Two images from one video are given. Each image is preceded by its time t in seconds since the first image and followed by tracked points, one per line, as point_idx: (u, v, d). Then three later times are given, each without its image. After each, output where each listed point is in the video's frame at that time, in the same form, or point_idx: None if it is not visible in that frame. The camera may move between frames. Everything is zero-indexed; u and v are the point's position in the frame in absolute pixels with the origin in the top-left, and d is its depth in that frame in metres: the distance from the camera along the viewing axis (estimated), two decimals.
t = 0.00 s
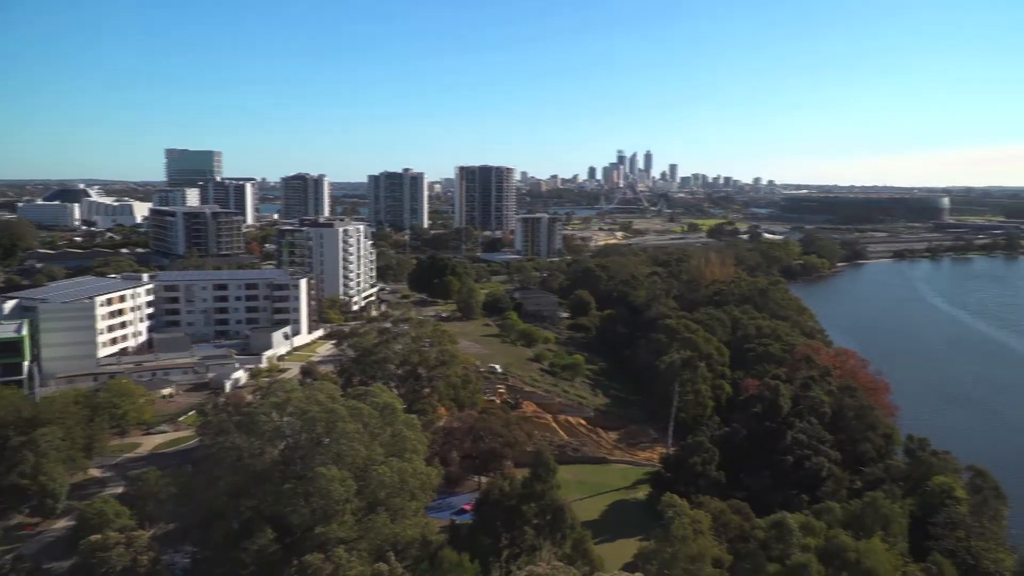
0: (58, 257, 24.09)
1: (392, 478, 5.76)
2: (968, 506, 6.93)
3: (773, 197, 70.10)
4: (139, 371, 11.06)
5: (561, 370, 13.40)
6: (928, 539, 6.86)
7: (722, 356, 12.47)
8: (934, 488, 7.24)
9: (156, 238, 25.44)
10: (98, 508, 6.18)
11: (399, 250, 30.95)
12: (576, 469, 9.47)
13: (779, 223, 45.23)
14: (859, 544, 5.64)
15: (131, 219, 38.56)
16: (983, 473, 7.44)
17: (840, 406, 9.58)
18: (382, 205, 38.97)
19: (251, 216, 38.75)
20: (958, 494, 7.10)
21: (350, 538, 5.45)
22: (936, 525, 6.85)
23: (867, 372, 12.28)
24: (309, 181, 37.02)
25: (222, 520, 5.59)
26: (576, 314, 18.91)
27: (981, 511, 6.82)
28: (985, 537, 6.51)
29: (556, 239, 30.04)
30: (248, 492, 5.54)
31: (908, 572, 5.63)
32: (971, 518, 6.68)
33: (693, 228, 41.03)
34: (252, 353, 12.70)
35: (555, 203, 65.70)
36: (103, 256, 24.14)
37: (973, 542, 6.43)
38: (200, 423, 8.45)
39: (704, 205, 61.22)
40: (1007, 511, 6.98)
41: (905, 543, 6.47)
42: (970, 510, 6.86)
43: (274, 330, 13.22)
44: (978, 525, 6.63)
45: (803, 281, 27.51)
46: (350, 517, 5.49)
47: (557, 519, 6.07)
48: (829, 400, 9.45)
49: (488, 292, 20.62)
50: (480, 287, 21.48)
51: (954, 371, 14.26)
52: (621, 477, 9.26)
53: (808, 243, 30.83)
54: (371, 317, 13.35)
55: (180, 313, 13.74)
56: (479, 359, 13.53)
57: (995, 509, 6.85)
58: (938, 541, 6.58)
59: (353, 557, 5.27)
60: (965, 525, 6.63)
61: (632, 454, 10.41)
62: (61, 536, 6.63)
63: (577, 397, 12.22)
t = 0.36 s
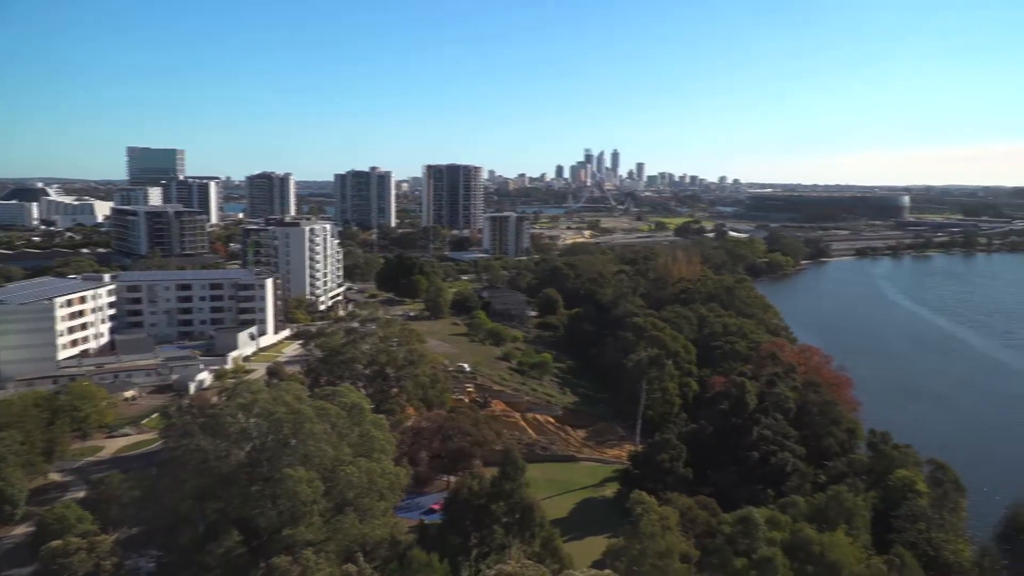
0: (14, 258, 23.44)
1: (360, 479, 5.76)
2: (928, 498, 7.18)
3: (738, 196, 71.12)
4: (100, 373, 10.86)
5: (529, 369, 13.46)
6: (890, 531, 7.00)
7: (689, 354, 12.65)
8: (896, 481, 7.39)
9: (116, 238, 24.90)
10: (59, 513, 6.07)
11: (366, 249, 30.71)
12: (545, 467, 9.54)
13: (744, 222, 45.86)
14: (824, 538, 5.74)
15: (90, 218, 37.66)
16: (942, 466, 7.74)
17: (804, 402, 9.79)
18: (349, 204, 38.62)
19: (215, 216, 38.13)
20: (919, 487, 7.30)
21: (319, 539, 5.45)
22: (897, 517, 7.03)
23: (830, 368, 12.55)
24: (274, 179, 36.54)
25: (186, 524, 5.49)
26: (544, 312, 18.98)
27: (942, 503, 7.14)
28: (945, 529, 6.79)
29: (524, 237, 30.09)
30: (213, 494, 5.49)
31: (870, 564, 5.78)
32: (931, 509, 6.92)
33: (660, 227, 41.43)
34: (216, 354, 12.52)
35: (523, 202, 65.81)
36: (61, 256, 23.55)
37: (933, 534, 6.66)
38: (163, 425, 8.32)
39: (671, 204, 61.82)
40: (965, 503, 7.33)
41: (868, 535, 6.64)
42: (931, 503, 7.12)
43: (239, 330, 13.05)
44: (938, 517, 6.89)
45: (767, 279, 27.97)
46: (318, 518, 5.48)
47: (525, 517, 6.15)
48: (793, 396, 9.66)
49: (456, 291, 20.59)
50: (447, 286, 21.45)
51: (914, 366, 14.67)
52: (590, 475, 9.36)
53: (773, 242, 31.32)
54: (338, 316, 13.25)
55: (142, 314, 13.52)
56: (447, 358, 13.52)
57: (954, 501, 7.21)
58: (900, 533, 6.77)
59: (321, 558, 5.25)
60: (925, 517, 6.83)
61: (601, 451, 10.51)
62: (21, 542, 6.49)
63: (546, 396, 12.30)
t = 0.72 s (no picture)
0: None
1: (326, 480, 5.75)
2: (888, 492, 7.36)
3: (702, 195, 72.19)
4: (57, 376, 10.62)
5: (496, 368, 13.52)
6: (852, 524, 7.20)
7: (655, 351, 12.81)
8: (857, 474, 7.55)
9: (74, 238, 24.32)
10: (15, 521, 5.92)
11: (331, 249, 30.45)
12: (512, 466, 9.58)
13: (708, 221, 46.53)
14: (788, 532, 5.86)
15: (45, 218, 36.70)
16: (901, 459, 7.87)
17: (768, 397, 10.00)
18: (313, 203, 38.23)
19: (176, 216, 37.45)
20: (879, 480, 7.50)
21: (284, 542, 5.41)
22: (859, 511, 7.22)
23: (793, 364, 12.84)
24: (237, 178, 36.01)
25: (147, 529, 5.36)
26: (511, 311, 19.05)
27: (901, 497, 7.32)
28: (904, 522, 7.04)
29: (490, 236, 30.12)
30: (176, 499, 5.41)
31: (832, 557, 5.94)
32: (891, 503, 7.16)
33: (625, 225, 41.84)
34: (178, 355, 12.32)
35: (489, 201, 65.85)
36: (15, 257, 22.92)
37: (892, 527, 6.90)
38: (124, 428, 8.18)
39: (636, 203, 62.43)
40: (923, 496, 7.50)
41: (830, 529, 6.81)
42: (890, 496, 7.31)
43: (202, 331, 12.85)
44: (898, 511, 7.11)
45: (730, 277, 28.44)
46: (283, 521, 5.44)
47: (493, 516, 6.18)
48: (756, 392, 9.85)
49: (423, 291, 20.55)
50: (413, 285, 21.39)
51: (872, 362, 15.05)
52: (557, 473, 9.44)
53: (736, 240, 31.84)
54: (303, 317, 13.13)
55: (101, 315, 13.25)
56: (414, 358, 13.49)
57: (912, 494, 7.40)
58: (862, 525, 7.00)
59: (287, 562, 5.22)
60: (885, 510, 7.06)
61: (568, 449, 10.60)
62: None
63: (512, 394, 12.36)
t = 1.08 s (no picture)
0: None
1: (291, 482, 5.75)
2: (848, 486, 7.59)
3: (666, 194, 73.03)
4: (13, 380, 10.39)
5: (462, 367, 13.55)
6: (814, 517, 7.45)
7: (620, 349, 12.96)
8: (819, 468, 7.80)
9: (28, 238, 23.68)
10: None
11: (295, 248, 30.10)
12: (479, 465, 9.62)
13: (672, 219, 47.09)
14: (751, 528, 5.97)
15: None
16: (861, 453, 8.07)
17: (732, 393, 10.19)
18: (276, 203, 37.75)
19: (135, 215, 36.65)
20: (840, 474, 7.72)
21: (248, 545, 5.36)
22: (820, 505, 7.47)
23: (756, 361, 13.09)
24: (198, 177, 35.37)
25: (108, 535, 5.29)
26: (476, 310, 19.08)
27: (861, 490, 7.54)
28: (864, 515, 7.20)
29: (456, 235, 30.08)
30: (137, 502, 5.31)
31: (794, 550, 6.11)
32: (852, 496, 7.35)
33: (590, 224, 42.15)
34: (138, 358, 12.09)
35: (455, 200, 65.70)
36: None
37: (853, 519, 7.07)
38: (82, 432, 8.01)
39: (601, 202, 62.88)
40: (882, 489, 7.72)
41: (793, 523, 6.96)
42: (851, 490, 7.53)
43: (162, 332, 12.63)
44: (858, 504, 7.30)
45: (694, 275, 28.85)
46: (247, 524, 5.41)
47: (460, 516, 6.21)
48: (720, 389, 10.05)
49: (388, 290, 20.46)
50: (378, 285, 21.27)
51: (833, 358, 15.41)
52: (523, 471, 9.50)
53: (699, 239, 32.29)
54: (267, 317, 12.98)
55: (58, 317, 12.96)
56: (379, 358, 13.44)
57: (873, 487, 7.63)
58: (824, 518, 7.24)
59: (252, 565, 5.19)
60: (846, 504, 7.26)
61: (534, 448, 10.66)
62: None
63: (479, 394, 12.39)
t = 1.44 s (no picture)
0: None
1: (256, 484, 5.78)
2: (811, 481, 7.83)
3: (632, 193, 73.66)
4: None
5: (429, 367, 13.55)
6: (777, 512, 7.70)
7: (586, 347, 13.09)
8: (782, 464, 8.00)
9: None
10: None
11: (258, 248, 29.72)
12: (446, 465, 9.65)
13: (638, 218, 47.54)
14: (716, 523, 6.08)
15: None
16: (823, 448, 8.37)
17: (697, 390, 10.37)
18: (239, 202, 37.22)
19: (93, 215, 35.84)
20: (803, 469, 7.93)
21: (212, 549, 5.31)
22: (782, 500, 7.67)
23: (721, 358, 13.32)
24: (158, 176, 34.71)
25: (68, 541, 5.22)
26: (443, 310, 19.07)
27: (823, 485, 7.84)
28: (826, 509, 7.31)
29: (422, 235, 29.99)
30: (97, 508, 5.24)
31: (758, 545, 6.25)
32: (814, 490, 7.52)
33: (557, 223, 42.38)
34: (97, 360, 11.87)
35: (421, 199, 65.47)
36: None
37: (816, 513, 7.12)
38: (39, 437, 7.85)
39: (567, 201, 63.21)
40: (844, 483, 8.07)
41: (757, 518, 7.10)
42: (814, 485, 7.78)
43: (123, 335, 12.40)
44: (820, 498, 7.46)
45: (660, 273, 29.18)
46: (212, 527, 5.36)
47: (427, 516, 6.21)
48: (686, 386, 10.23)
49: (353, 290, 20.35)
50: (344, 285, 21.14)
51: (795, 354, 15.75)
52: (490, 471, 9.55)
53: (664, 238, 32.69)
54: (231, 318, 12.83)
55: (13, 319, 12.66)
56: (345, 358, 13.38)
57: (834, 482, 7.97)
58: (787, 513, 7.31)
59: (217, 568, 5.12)
60: (808, 498, 7.39)
61: (501, 447, 10.72)
62: None
63: (445, 393, 12.41)
